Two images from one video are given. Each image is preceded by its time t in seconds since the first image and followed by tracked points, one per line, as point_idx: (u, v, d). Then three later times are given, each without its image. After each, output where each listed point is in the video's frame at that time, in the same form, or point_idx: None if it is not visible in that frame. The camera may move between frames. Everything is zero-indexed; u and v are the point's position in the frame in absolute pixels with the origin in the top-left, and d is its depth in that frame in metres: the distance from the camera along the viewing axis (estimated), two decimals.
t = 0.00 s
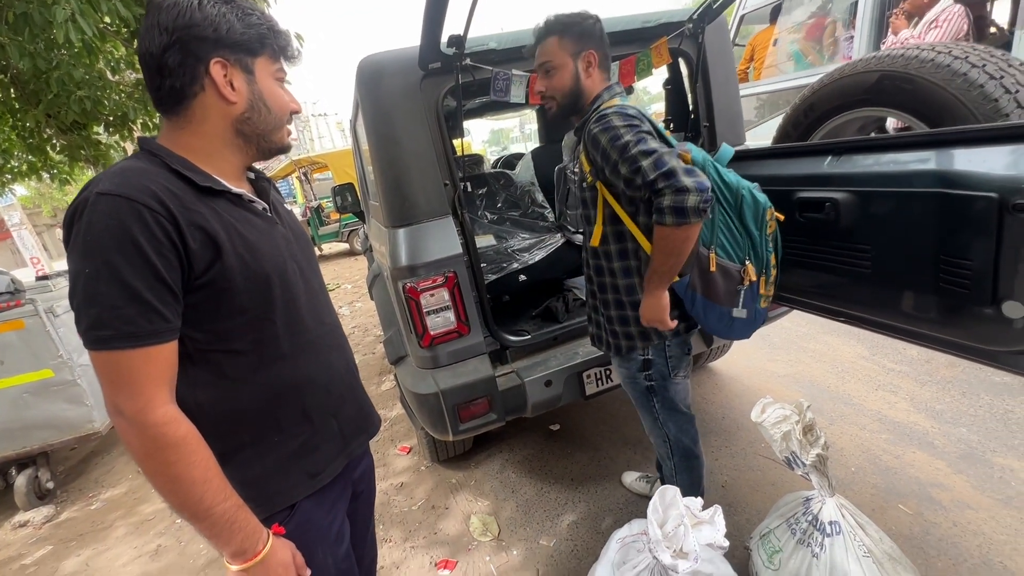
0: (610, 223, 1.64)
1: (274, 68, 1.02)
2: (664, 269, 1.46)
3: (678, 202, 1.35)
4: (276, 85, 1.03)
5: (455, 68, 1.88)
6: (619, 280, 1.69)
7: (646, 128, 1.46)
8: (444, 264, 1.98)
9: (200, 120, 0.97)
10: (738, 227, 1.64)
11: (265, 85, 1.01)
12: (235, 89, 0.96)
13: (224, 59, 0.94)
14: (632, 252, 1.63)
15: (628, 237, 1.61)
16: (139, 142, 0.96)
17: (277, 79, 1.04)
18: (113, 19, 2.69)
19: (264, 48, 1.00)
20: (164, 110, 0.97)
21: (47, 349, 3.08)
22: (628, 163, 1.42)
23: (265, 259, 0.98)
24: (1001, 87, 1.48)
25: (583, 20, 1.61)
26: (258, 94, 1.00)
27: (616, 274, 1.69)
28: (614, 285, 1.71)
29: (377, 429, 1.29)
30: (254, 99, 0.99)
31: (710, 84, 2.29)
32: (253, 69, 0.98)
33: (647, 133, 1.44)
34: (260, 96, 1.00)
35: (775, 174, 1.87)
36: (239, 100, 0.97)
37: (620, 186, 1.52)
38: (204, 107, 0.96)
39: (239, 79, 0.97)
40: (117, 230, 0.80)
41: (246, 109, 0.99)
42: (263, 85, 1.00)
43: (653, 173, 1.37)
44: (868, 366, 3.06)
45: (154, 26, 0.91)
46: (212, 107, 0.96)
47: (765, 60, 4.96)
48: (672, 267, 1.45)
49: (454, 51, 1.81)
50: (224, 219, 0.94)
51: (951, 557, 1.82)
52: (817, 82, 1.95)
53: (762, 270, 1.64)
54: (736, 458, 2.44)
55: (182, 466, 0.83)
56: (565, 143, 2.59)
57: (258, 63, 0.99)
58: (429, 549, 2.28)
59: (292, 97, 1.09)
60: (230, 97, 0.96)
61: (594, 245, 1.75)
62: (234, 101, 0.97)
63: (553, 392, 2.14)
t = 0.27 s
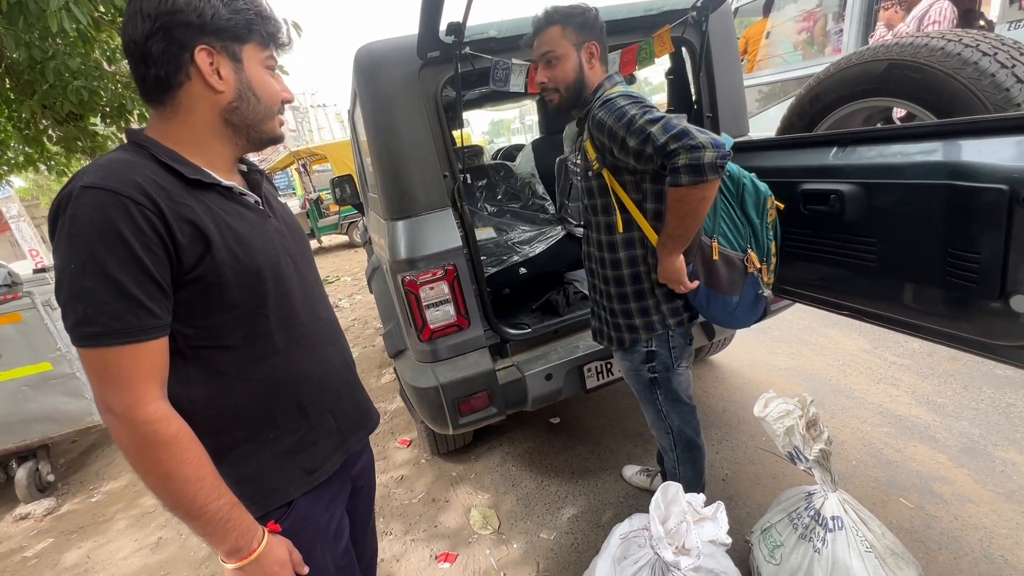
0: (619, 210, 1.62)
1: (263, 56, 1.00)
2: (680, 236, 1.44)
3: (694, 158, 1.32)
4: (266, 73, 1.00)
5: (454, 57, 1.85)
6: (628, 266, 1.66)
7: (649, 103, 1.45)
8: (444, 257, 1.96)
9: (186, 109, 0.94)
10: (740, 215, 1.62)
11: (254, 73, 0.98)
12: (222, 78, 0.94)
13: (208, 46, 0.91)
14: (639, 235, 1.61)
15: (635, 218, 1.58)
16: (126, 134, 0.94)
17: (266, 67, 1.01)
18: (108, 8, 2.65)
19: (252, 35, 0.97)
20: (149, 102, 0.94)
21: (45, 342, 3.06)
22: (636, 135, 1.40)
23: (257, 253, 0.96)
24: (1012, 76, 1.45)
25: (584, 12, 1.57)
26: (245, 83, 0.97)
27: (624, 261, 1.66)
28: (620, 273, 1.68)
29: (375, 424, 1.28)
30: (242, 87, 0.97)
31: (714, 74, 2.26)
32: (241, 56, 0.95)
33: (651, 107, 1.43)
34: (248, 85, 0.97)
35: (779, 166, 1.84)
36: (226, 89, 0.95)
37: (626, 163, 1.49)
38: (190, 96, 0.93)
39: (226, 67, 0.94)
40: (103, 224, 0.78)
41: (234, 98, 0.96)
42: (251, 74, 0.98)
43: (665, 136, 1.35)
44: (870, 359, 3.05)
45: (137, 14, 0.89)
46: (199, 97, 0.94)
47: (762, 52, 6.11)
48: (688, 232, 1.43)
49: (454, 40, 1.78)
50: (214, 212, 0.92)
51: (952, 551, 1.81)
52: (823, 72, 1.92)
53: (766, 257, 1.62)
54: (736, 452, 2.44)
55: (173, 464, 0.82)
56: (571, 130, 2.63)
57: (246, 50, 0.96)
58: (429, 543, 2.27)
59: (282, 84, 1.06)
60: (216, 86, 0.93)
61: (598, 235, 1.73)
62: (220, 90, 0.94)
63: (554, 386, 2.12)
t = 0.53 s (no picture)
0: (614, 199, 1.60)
1: (254, 42, 0.98)
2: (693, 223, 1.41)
3: (704, 153, 1.31)
4: (257, 61, 0.99)
5: (455, 46, 1.83)
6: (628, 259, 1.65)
7: (656, 94, 1.42)
8: (445, 249, 1.95)
9: (176, 98, 0.93)
10: (740, 207, 1.61)
11: (245, 60, 0.97)
12: (212, 65, 0.93)
13: (197, 33, 0.90)
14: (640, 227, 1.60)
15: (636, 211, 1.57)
16: (119, 124, 0.93)
17: (258, 54, 0.99)
18: None
19: (241, 21, 0.95)
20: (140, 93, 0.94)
21: (47, 334, 3.07)
22: (644, 126, 1.38)
23: (251, 245, 0.95)
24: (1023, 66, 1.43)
25: None
26: (236, 70, 0.95)
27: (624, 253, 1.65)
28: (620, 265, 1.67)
29: (375, 417, 1.28)
30: (233, 75, 0.95)
31: (718, 63, 2.23)
32: (231, 43, 0.94)
33: (659, 98, 1.41)
34: (239, 73, 0.96)
35: (783, 158, 1.82)
36: (216, 78, 0.94)
37: (632, 154, 1.47)
38: (180, 85, 0.92)
39: (215, 55, 0.93)
40: (93, 217, 0.77)
41: (224, 87, 0.95)
42: (242, 61, 0.96)
43: (675, 130, 1.33)
44: (872, 352, 3.04)
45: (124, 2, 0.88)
46: (189, 86, 0.93)
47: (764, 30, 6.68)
48: (699, 223, 1.41)
49: (454, 28, 1.77)
50: (206, 205, 0.91)
51: (953, 544, 1.81)
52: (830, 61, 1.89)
53: (763, 249, 1.62)
54: (738, 445, 2.44)
55: (168, 458, 0.81)
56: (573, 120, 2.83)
57: (236, 36, 0.95)
58: (430, 534, 2.28)
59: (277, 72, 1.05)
60: (205, 73, 0.92)
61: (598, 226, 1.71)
62: (209, 78, 0.93)
63: (555, 378, 2.12)
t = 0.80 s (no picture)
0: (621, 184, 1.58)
1: (246, 22, 0.95)
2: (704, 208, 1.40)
3: (713, 137, 1.29)
4: (250, 41, 0.96)
5: (460, 31, 1.80)
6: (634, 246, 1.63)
7: (666, 78, 1.40)
8: (449, 238, 1.93)
9: (170, 81, 0.92)
10: (748, 195, 1.60)
11: (237, 41, 0.94)
12: (201, 46, 0.90)
13: (185, 12, 0.88)
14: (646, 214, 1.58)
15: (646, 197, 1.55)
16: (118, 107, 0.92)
17: (251, 35, 0.96)
18: None
19: None
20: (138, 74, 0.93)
21: (52, 324, 3.07)
22: (653, 109, 1.36)
23: (252, 230, 0.94)
24: None
25: None
26: (227, 51, 0.93)
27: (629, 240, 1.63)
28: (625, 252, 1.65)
29: (378, 405, 1.27)
30: (222, 56, 0.93)
31: (727, 50, 2.19)
32: (221, 22, 0.91)
33: (669, 82, 1.39)
34: (230, 54, 0.93)
35: (792, 145, 1.80)
36: (206, 59, 0.91)
37: (640, 139, 1.45)
38: (170, 67, 0.91)
39: (204, 35, 0.90)
40: (91, 199, 0.76)
41: (215, 69, 0.93)
42: (232, 41, 0.93)
43: (684, 113, 1.31)
44: (879, 344, 3.02)
45: None
46: (180, 67, 0.91)
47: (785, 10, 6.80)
48: (708, 209, 1.40)
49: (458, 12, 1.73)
50: (207, 188, 0.90)
51: (960, 535, 1.80)
52: (843, 47, 1.87)
53: (770, 236, 1.60)
54: (743, 436, 2.43)
55: (171, 443, 0.81)
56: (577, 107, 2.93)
57: (226, 15, 0.92)
58: (434, 524, 2.29)
59: (275, 53, 1.02)
60: (194, 55, 0.90)
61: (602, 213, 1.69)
62: (199, 59, 0.91)
63: (560, 368, 2.11)
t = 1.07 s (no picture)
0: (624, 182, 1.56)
1: (220, 14, 0.90)
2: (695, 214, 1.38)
3: (712, 139, 1.26)
4: (227, 37, 0.91)
5: (463, 25, 1.78)
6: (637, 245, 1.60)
7: (670, 75, 1.38)
8: (452, 236, 1.91)
9: (151, 82, 0.91)
10: (755, 194, 1.56)
11: (210, 36, 0.90)
12: (170, 44, 0.88)
13: (154, 9, 0.85)
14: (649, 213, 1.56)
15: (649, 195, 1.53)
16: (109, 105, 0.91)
17: (229, 30, 0.92)
18: None
19: None
20: (128, 73, 0.92)
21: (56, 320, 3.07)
22: (654, 108, 1.34)
23: (247, 230, 0.92)
24: None
25: None
26: (198, 49, 0.89)
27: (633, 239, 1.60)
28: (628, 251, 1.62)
29: (377, 407, 1.25)
30: (194, 54, 0.89)
31: (735, 44, 2.16)
32: (190, 17, 0.87)
33: (672, 80, 1.36)
34: (201, 52, 0.89)
35: (801, 142, 1.77)
36: (176, 58, 0.89)
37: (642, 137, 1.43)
38: (148, 68, 0.90)
39: (174, 33, 0.87)
40: (81, 199, 0.74)
41: (187, 67, 0.90)
42: (204, 37, 0.89)
43: (684, 114, 1.29)
44: (886, 343, 2.98)
45: None
46: (156, 67, 0.89)
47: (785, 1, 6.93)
48: (702, 212, 1.38)
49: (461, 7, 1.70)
50: (200, 188, 0.89)
51: (968, 540, 1.78)
52: (854, 42, 1.83)
53: (776, 238, 1.56)
54: (747, 436, 2.40)
55: (166, 447, 0.79)
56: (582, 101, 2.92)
57: (198, 9, 0.88)
58: (436, 522, 2.28)
59: (263, 49, 0.98)
60: (163, 54, 0.88)
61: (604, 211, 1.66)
62: (169, 58, 0.88)
63: (563, 368, 2.09)
